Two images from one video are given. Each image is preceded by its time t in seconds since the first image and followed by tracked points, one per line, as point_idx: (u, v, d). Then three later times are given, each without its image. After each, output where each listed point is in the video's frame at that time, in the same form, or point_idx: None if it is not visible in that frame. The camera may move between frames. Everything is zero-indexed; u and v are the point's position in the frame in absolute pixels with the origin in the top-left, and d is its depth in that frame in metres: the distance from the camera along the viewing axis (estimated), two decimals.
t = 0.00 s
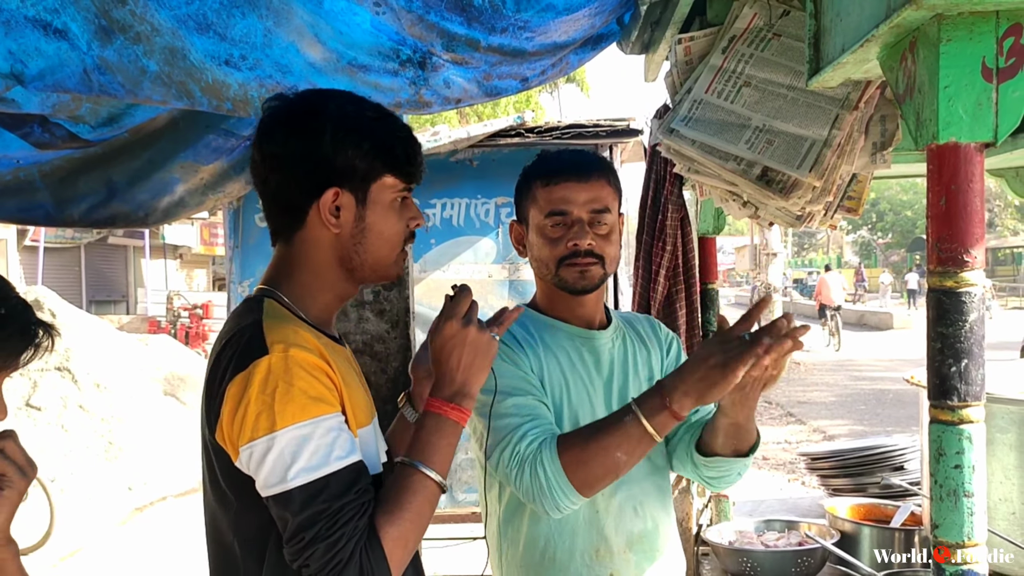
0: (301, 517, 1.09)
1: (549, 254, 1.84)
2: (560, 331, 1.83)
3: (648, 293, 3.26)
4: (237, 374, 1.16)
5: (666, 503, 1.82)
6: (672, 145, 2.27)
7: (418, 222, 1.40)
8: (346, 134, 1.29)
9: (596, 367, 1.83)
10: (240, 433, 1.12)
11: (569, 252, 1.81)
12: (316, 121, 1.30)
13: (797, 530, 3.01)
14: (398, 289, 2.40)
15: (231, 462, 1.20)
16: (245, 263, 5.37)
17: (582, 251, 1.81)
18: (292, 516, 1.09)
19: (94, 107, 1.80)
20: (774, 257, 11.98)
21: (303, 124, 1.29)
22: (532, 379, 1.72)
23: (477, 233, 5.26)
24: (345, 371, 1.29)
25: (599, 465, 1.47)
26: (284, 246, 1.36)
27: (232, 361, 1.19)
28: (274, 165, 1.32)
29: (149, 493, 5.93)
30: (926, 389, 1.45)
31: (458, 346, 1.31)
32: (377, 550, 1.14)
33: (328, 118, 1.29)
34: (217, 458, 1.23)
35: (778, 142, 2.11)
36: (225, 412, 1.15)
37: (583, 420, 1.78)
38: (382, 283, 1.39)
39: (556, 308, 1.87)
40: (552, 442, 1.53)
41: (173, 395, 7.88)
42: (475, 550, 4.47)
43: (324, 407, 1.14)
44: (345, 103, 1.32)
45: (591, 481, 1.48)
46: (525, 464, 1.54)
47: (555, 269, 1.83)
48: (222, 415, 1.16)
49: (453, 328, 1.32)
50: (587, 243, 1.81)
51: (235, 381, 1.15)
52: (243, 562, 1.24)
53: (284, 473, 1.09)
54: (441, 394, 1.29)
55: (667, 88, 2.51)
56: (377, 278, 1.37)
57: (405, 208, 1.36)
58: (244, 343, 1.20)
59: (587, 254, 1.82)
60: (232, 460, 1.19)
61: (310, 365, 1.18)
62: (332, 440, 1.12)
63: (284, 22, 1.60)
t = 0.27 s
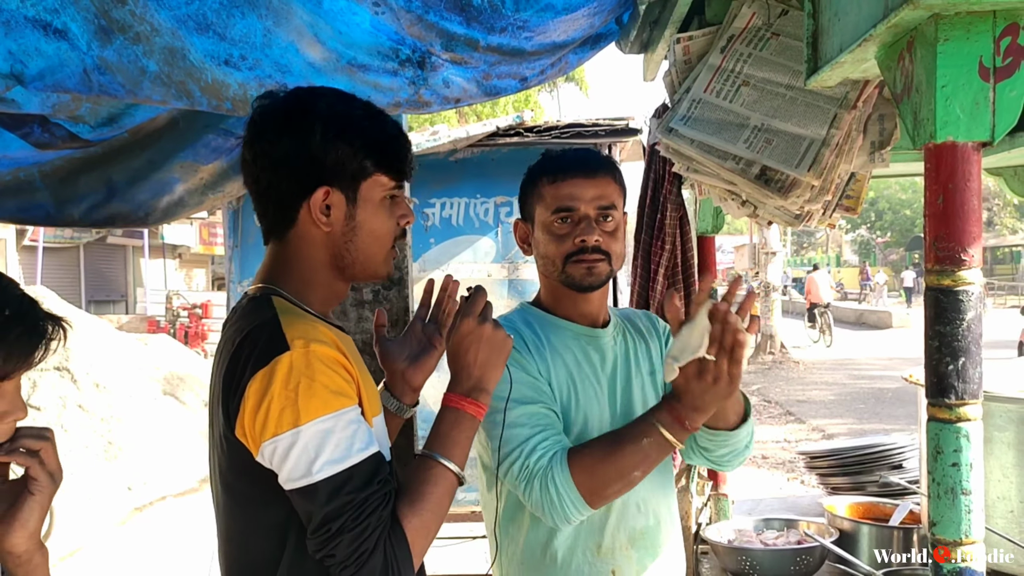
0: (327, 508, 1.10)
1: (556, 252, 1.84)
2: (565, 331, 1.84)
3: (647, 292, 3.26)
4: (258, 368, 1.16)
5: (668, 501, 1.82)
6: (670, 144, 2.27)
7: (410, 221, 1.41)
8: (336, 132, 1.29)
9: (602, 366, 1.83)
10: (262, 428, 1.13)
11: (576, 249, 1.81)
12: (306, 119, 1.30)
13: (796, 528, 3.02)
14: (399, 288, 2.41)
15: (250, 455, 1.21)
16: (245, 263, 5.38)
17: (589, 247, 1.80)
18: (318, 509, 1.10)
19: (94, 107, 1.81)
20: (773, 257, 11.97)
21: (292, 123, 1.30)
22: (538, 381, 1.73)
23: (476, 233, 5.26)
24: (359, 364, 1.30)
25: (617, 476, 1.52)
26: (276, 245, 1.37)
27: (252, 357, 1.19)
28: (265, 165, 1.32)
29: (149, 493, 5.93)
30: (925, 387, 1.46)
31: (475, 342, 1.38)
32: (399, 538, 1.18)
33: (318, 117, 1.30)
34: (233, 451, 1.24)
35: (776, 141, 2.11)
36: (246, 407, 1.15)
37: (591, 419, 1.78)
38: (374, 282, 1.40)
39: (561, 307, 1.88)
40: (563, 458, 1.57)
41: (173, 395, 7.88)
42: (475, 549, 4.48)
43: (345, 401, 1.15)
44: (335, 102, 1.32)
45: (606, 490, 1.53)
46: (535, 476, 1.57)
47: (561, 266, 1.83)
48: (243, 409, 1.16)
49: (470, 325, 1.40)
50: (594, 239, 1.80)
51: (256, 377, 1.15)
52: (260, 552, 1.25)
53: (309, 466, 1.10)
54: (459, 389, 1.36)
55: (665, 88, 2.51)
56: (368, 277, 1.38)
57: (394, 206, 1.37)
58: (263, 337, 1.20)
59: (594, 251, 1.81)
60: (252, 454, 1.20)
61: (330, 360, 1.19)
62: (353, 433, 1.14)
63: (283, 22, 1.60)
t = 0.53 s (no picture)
0: (326, 498, 1.12)
1: (552, 250, 1.84)
2: (563, 329, 1.84)
3: (647, 290, 3.27)
4: (259, 360, 1.17)
5: (667, 501, 1.83)
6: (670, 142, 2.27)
7: (406, 220, 1.40)
8: (327, 130, 1.30)
9: (599, 365, 1.83)
10: (262, 420, 1.14)
11: (572, 246, 1.82)
12: (297, 117, 1.31)
13: (796, 526, 3.03)
14: (399, 287, 2.40)
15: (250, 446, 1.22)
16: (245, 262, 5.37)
17: (584, 245, 1.81)
18: (317, 499, 1.12)
19: (94, 107, 1.81)
20: (773, 255, 11.97)
21: (283, 122, 1.31)
22: (536, 375, 1.73)
23: (476, 231, 5.26)
24: (359, 355, 1.31)
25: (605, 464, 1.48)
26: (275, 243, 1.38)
27: (255, 347, 1.20)
28: (259, 164, 1.34)
29: (150, 492, 5.92)
30: (925, 384, 1.46)
31: (476, 338, 1.37)
32: (395, 530, 1.20)
33: (309, 114, 1.30)
34: (234, 443, 1.25)
35: (776, 139, 2.12)
36: (246, 399, 1.17)
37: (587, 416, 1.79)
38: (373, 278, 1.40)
39: (559, 305, 1.88)
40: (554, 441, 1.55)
41: (173, 394, 7.88)
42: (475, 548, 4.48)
43: (345, 394, 1.16)
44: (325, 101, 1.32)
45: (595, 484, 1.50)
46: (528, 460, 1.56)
47: (558, 265, 1.83)
48: (243, 401, 1.17)
49: (471, 322, 1.38)
50: (590, 237, 1.81)
51: (258, 368, 1.16)
52: (257, 542, 1.26)
53: (308, 457, 1.12)
54: (458, 384, 1.37)
55: (665, 86, 2.51)
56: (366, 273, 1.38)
57: (389, 204, 1.36)
58: (264, 330, 1.21)
59: (591, 248, 1.81)
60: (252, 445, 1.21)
61: (331, 353, 1.19)
62: (351, 426, 1.15)
63: (282, 21, 1.60)
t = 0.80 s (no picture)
0: (313, 502, 1.12)
1: (555, 249, 1.84)
2: (564, 328, 1.84)
3: (647, 287, 3.26)
4: (247, 366, 1.18)
5: (669, 497, 1.83)
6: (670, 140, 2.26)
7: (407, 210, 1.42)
8: (324, 126, 1.29)
9: (600, 364, 1.83)
10: (249, 424, 1.15)
11: (575, 246, 1.81)
12: (294, 115, 1.29)
13: (796, 523, 3.03)
14: (398, 285, 2.39)
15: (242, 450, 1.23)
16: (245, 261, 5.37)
17: (588, 245, 1.80)
18: (304, 502, 1.12)
19: (92, 105, 1.81)
20: (773, 253, 11.99)
21: (283, 122, 1.29)
22: (536, 380, 1.72)
23: (476, 230, 5.26)
24: (346, 359, 1.32)
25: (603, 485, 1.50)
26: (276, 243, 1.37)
27: (242, 353, 1.21)
28: (260, 166, 1.32)
29: (150, 492, 5.91)
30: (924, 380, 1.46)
31: (470, 336, 1.38)
32: (384, 532, 1.19)
33: (307, 110, 1.29)
34: (227, 444, 1.26)
35: (776, 136, 2.11)
36: (235, 403, 1.17)
37: (590, 417, 1.78)
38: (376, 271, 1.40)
39: (561, 304, 1.87)
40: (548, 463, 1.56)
41: (174, 394, 7.87)
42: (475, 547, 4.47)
43: (332, 399, 1.17)
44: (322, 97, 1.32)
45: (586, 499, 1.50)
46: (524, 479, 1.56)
47: (561, 263, 1.83)
48: (232, 407, 1.18)
49: (467, 320, 1.40)
50: (594, 237, 1.80)
51: (244, 374, 1.17)
52: (250, 542, 1.27)
53: (295, 462, 1.12)
54: (450, 385, 1.37)
55: (666, 82, 2.53)
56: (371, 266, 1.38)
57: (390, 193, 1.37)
58: (253, 336, 1.22)
59: (595, 248, 1.81)
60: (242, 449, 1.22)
61: (316, 358, 1.20)
62: (338, 429, 1.15)
63: (281, 19, 1.60)
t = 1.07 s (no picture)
0: (327, 511, 1.13)
1: (550, 248, 1.83)
2: (560, 326, 1.83)
3: (647, 286, 3.26)
4: (241, 385, 1.17)
5: (668, 495, 1.83)
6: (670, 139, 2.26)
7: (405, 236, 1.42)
8: (358, 147, 1.31)
9: (595, 362, 1.82)
10: (251, 443, 1.15)
11: (569, 245, 1.81)
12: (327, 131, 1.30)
13: (797, 523, 3.03)
14: (399, 283, 2.39)
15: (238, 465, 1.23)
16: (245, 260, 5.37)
17: (582, 244, 1.80)
18: (317, 513, 1.13)
19: (92, 104, 1.80)
20: (773, 252, 11.99)
21: (315, 131, 1.29)
22: (529, 375, 1.71)
23: (475, 229, 5.26)
24: (336, 364, 1.32)
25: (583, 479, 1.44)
26: (274, 245, 1.37)
27: (233, 373, 1.20)
28: (274, 166, 1.31)
29: (150, 491, 5.90)
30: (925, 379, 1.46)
31: (469, 332, 1.37)
32: (399, 529, 1.22)
33: (346, 128, 1.31)
34: (222, 457, 1.26)
35: (776, 135, 2.11)
36: (234, 422, 1.17)
37: (583, 414, 1.77)
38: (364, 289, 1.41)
39: (558, 302, 1.87)
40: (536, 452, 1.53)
41: (173, 393, 7.87)
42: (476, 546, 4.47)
43: (330, 408, 1.18)
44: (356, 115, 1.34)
45: (577, 493, 1.45)
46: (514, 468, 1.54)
47: (555, 263, 1.83)
48: (230, 426, 1.18)
49: (463, 317, 1.38)
50: (588, 236, 1.80)
51: (241, 394, 1.16)
52: (256, 550, 1.28)
53: (304, 475, 1.13)
54: (456, 380, 1.36)
55: (666, 81, 2.54)
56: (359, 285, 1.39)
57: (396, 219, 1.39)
58: (246, 349, 1.21)
59: (588, 247, 1.81)
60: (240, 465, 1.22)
61: (311, 370, 1.20)
62: (341, 436, 1.16)
63: (280, 18, 1.59)
